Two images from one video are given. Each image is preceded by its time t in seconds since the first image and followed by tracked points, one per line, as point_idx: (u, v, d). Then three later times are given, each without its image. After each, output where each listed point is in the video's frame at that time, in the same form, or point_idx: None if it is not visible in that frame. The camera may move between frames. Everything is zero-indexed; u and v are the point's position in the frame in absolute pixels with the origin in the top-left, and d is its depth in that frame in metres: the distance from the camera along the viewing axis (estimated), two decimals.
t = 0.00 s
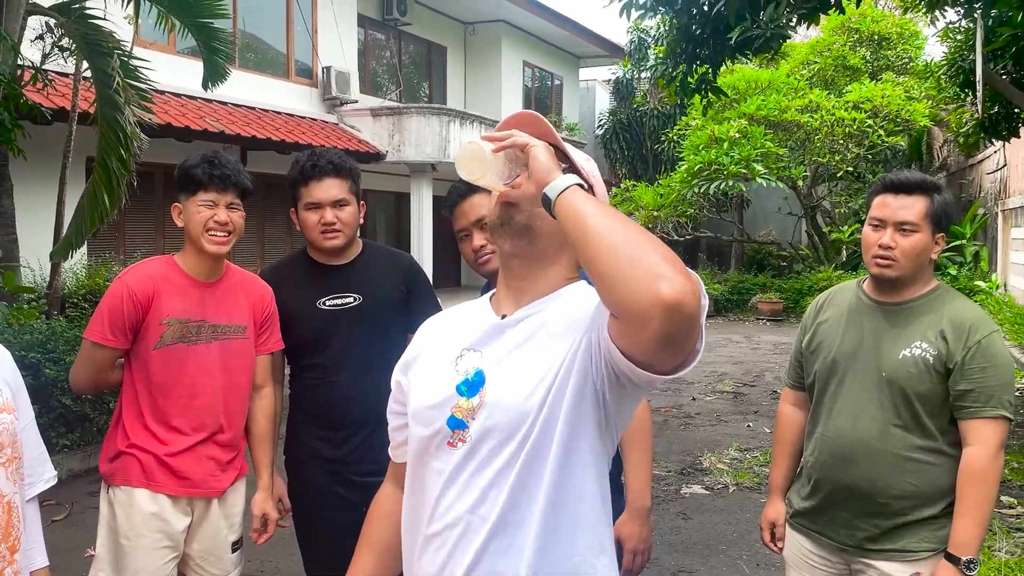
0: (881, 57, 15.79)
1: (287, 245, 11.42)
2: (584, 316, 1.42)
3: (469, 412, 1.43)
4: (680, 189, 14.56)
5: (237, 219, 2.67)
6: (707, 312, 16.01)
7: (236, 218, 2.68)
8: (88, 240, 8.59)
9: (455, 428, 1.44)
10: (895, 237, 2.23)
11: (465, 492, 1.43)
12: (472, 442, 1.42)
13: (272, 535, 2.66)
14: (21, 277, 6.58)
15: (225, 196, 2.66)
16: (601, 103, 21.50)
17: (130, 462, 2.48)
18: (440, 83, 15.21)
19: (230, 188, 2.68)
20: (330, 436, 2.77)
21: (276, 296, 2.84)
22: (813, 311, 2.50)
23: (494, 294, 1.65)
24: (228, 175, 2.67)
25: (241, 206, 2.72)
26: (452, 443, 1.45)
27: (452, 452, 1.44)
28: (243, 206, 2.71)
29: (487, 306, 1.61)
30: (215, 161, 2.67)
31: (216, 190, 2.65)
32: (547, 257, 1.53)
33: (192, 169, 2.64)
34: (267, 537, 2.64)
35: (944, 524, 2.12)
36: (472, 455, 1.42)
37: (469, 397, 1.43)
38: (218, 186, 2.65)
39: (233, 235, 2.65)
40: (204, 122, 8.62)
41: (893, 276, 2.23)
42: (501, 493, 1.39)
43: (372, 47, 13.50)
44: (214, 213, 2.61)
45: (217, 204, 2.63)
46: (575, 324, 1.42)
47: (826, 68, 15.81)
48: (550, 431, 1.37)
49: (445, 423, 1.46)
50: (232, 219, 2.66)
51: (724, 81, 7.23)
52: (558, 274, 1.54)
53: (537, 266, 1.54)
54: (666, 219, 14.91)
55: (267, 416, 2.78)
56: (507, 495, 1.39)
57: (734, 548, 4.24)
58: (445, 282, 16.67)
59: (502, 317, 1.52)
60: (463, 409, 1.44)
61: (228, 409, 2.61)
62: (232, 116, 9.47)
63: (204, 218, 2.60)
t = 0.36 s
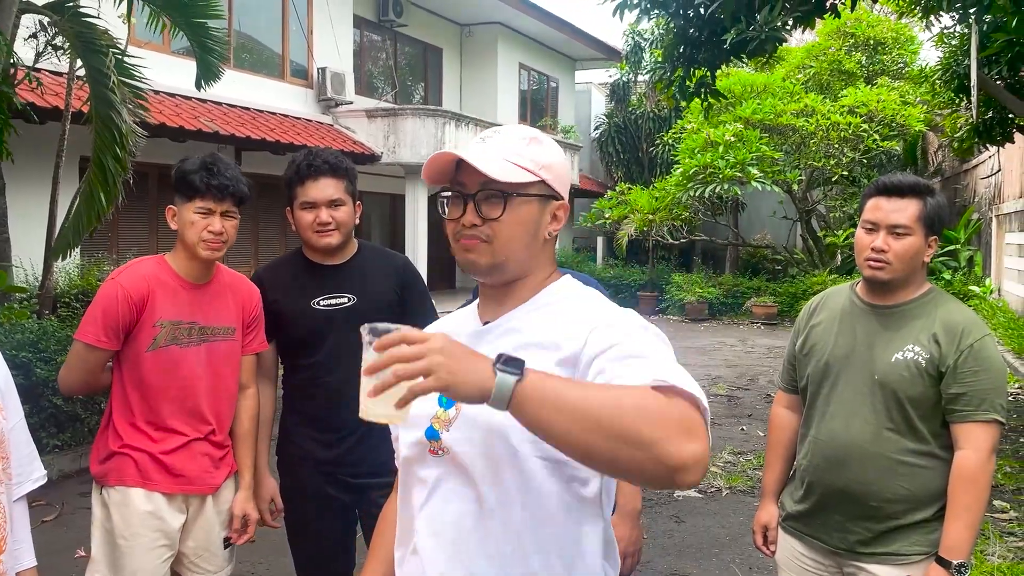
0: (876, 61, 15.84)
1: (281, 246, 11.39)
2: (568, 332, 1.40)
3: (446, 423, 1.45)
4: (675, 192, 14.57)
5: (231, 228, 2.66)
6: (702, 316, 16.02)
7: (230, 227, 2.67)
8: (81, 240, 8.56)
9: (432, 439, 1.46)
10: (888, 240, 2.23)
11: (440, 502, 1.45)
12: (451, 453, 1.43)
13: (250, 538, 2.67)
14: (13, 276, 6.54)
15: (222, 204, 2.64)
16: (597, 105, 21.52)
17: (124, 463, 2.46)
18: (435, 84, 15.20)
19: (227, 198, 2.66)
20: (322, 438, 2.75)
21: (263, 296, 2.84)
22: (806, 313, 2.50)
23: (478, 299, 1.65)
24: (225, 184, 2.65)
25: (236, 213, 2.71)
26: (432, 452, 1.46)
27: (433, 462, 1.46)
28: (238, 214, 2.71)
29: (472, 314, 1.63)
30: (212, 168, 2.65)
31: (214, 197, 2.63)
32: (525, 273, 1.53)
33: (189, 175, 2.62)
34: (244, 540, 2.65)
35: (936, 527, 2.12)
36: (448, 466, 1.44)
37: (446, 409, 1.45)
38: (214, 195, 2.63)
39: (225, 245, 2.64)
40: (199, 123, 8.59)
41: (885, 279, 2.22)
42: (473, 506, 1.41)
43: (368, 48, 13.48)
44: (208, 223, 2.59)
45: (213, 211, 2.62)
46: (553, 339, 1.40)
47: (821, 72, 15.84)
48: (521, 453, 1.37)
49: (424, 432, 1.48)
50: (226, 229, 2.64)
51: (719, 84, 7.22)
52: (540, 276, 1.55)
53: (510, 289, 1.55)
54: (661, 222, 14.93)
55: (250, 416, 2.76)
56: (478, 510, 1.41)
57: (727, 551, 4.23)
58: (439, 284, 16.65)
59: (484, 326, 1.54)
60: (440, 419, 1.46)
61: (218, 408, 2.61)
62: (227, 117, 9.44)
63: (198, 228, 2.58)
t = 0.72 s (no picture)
0: (876, 56, 15.81)
1: (280, 241, 11.39)
2: (562, 341, 1.39)
3: (440, 434, 1.43)
4: (675, 187, 14.55)
5: (222, 222, 2.67)
6: (701, 311, 16.01)
7: (220, 220, 2.67)
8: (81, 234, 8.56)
9: (427, 450, 1.45)
10: (888, 234, 2.22)
11: (435, 511, 1.47)
12: (445, 467, 1.43)
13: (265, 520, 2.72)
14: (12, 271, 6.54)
15: (211, 198, 2.64)
16: (597, 100, 21.48)
17: (130, 458, 2.48)
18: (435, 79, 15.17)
19: (216, 193, 2.65)
20: (323, 432, 2.75)
21: (257, 286, 2.87)
22: (807, 307, 2.49)
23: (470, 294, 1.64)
24: (213, 181, 2.63)
25: (226, 206, 2.70)
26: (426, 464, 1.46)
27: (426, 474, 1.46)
28: (229, 206, 2.70)
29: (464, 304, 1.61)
30: (198, 163, 2.63)
31: (202, 193, 2.61)
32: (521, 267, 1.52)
33: (176, 170, 2.60)
34: (260, 522, 2.70)
35: (935, 521, 2.12)
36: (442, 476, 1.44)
37: (442, 421, 1.43)
38: (202, 192, 2.61)
39: (217, 239, 2.65)
40: (198, 117, 8.57)
41: (887, 272, 2.22)
42: (466, 521, 1.42)
43: (367, 42, 13.45)
44: (198, 218, 2.60)
45: (202, 207, 2.61)
46: (542, 356, 1.39)
47: (821, 67, 15.82)
48: (516, 477, 1.37)
49: (418, 443, 1.46)
50: (217, 223, 2.65)
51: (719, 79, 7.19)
52: (537, 273, 1.54)
53: (503, 285, 1.54)
54: (661, 217, 14.92)
55: (253, 402, 2.82)
56: (468, 524, 1.42)
57: (726, 546, 4.23)
58: (439, 279, 16.65)
59: (476, 328, 1.50)
60: (435, 431, 1.44)
61: (221, 398, 2.66)
62: (226, 111, 9.42)
63: (189, 224, 2.59)
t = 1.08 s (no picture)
0: (877, 47, 15.75)
1: (281, 234, 11.38)
2: (580, 332, 1.38)
3: (464, 453, 1.40)
4: (675, 179, 14.53)
5: (211, 211, 2.66)
6: (702, 303, 16.01)
7: (209, 210, 2.66)
8: (82, 228, 8.55)
9: (448, 468, 1.42)
10: (892, 223, 2.22)
11: (462, 532, 1.43)
12: (472, 485, 1.40)
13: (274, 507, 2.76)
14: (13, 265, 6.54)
15: (196, 189, 2.63)
16: (597, 92, 21.42)
17: (136, 450, 2.49)
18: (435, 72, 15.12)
19: (201, 183, 2.64)
20: (328, 423, 2.74)
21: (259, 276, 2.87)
22: (809, 298, 2.49)
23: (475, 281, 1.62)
24: (194, 173, 2.62)
25: (215, 195, 2.69)
26: (446, 483, 1.42)
27: (449, 493, 1.42)
28: (217, 196, 2.70)
29: (467, 299, 1.58)
30: (181, 156, 2.63)
31: (185, 186, 2.61)
32: (529, 254, 1.51)
33: (160, 164, 2.61)
34: (266, 509, 2.73)
35: (939, 512, 2.12)
36: (469, 498, 1.41)
37: (466, 438, 1.40)
38: (185, 185, 2.61)
39: (207, 229, 2.64)
40: (198, 110, 8.56)
41: (890, 260, 2.22)
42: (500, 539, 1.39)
43: (367, 35, 13.40)
44: (185, 210, 2.60)
45: (188, 198, 2.61)
46: (568, 359, 1.36)
47: (822, 58, 15.77)
48: (553, 491, 1.35)
49: (439, 462, 1.43)
50: (205, 213, 2.64)
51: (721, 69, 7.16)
52: (549, 265, 1.53)
53: (517, 273, 1.52)
54: (662, 209, 14.90)
55: (260, 392, 2.84)
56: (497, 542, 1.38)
57: (729, 537, 4.23)
58: (440, 272, 16.63)
59: (490, 334, 1.45)
60: (458, 448, 1.41)
61: (226, 390, 2.65)
62: (226, 104, 9.40)
63: (176, 215, 2.59)
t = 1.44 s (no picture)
0: (871, 41, 15.72)
1: (275, 232, 11.36)
2: (652, 364, 1.36)
3: (530, 493, 1.35)
4: (669, 175, 14.54)
5: (204, 211, 2.67)
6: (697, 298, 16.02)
7: (202, 210, 2.67)
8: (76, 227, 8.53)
9: (510, 505, 1.37)
10: (886, 219, 2.22)
11: None
12: (538, 526, 1.35)
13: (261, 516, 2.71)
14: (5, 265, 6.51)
15: (191, 189, 2.64)
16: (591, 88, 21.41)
17: (126, 446, 2.56)
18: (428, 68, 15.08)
19: (195, 183, 2.64)
20: (325, 422, 2.73)
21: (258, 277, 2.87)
22: (804, 294, 2.50)
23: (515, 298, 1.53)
24: (188, 172, 2.62)
25: (208, 195, 2.70)
26: (506, 521, 1.37)
27: (509, 533, 1.37)
28: (211, 196, 2.70)
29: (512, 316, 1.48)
30: (177, 155, 2.63)
31: (179, 185, 2.62)
32: (596, 272, 1.44)
33: (155, 163, 2.62)
34: (255, 517, 2.69)
35: (933, 506, 2.13)
36: (532, 540, 1.36)
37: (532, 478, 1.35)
38: (180, 184, 2.62)
39: (199, 229, 2.66)
40: (191, 108, 8.53)
41: (885, 257, 2.22)
42: None
43: (360, 32, 13.37)
44: (178, 209, 2.62)
45: (182, 198, 2.63)
46: (644, 397, 1.33)
47: (815, 53, 15.80)
48: (628, 529, 1.33)
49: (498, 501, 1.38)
50: (198, 213, 2.65)
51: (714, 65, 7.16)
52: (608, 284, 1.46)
53: (578, 292, 1.44)
54: (656, 205, 14.91)
55: (255, 393, 2.82)
56: None
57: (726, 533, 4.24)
58: (434, 269, 16.61)
59: (552, 366, 1.39)
60: (522, 487, 1.36)
61: (217, 390, 2.69)
62: (219, 102, 9.37)
63: (169, 214, 2.61)
